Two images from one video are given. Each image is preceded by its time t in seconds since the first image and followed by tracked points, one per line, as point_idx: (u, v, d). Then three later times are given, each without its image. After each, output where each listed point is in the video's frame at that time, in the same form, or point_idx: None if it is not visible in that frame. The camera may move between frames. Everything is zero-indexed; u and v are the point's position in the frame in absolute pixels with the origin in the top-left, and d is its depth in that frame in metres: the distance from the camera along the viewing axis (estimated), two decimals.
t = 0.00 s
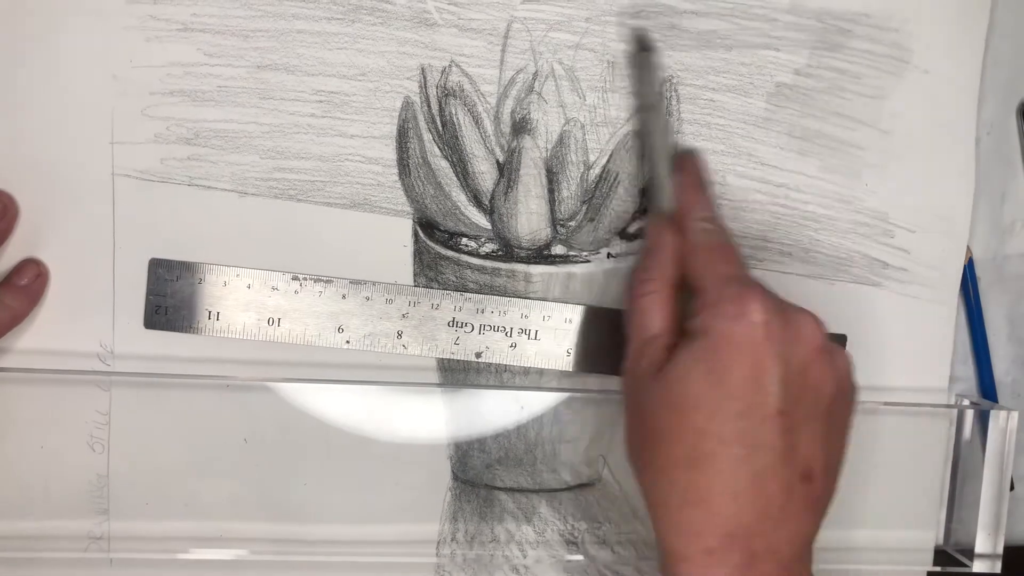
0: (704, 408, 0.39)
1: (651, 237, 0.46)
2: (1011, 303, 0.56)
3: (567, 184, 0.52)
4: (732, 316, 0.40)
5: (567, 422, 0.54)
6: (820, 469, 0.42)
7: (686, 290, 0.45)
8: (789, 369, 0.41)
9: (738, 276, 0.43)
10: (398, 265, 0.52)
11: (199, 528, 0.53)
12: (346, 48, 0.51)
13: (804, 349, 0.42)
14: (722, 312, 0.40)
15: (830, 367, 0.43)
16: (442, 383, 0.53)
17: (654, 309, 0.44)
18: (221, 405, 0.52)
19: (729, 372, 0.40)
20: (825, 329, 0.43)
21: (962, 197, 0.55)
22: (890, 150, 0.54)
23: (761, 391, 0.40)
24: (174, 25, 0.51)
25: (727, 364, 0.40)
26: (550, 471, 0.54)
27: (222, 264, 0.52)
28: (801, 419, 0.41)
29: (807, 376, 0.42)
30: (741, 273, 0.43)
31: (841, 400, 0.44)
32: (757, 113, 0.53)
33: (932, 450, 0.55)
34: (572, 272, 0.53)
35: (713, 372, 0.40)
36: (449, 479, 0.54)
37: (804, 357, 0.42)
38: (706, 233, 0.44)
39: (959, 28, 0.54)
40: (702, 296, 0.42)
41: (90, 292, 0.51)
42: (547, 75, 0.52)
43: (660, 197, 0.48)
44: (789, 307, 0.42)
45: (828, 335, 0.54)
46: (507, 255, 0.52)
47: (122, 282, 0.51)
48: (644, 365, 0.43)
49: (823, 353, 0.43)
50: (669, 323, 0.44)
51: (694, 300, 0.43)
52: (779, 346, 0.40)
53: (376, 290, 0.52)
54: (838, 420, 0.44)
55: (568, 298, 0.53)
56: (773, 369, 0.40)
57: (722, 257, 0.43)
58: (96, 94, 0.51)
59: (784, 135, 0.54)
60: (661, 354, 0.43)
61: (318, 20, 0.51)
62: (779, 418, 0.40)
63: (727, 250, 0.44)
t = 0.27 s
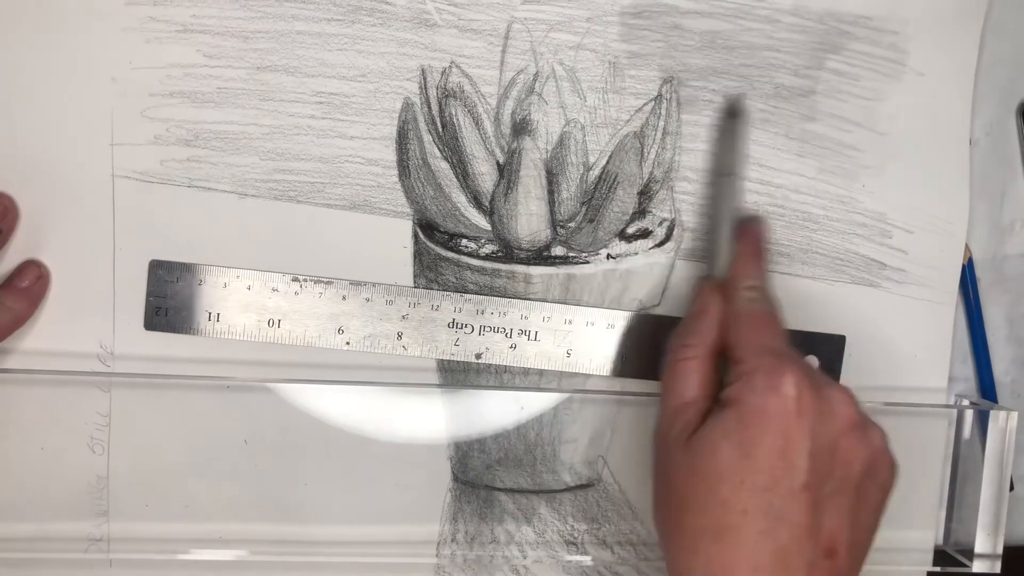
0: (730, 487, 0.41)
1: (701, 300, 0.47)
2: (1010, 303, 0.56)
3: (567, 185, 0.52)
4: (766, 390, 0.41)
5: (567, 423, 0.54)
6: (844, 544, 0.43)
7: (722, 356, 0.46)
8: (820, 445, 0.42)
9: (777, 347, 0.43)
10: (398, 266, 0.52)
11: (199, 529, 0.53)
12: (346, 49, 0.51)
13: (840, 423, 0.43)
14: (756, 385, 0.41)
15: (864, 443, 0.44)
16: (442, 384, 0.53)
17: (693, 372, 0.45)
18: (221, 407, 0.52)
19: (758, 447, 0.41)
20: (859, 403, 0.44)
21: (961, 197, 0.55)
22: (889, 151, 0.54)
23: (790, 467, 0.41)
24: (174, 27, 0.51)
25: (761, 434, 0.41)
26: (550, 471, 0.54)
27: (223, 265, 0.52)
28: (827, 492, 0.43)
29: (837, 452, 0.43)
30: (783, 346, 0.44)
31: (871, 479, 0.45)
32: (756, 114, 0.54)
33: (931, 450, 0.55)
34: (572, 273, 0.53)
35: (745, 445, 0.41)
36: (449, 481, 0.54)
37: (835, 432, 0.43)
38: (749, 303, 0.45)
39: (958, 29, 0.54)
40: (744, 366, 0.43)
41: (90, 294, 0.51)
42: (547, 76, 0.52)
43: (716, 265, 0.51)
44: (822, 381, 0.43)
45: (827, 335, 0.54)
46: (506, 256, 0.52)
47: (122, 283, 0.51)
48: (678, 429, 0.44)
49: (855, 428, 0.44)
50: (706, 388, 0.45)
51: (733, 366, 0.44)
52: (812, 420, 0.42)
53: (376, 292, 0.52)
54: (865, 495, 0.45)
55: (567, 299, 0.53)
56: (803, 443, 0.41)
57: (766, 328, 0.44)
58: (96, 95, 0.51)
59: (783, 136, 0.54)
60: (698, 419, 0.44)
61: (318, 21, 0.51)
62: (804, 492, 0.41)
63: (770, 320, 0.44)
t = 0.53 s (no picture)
0: (746, 563, 0.41)
1: (724, 375, 0.48)
2: (1010, 303, 0.56)
3: (568, 184, 0.52)
4: (786, 471, 0.42)
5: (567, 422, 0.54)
6: None
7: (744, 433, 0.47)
8: (833, 531, 0.43)
9: (799, 430, 0.44)
10: (398, 265, 0.52)
11: (196, 529, 0.52)
12: (347, 47, 0.51)
13: (854, 511, 0.43)
14: (777, 466, 0.42)
15: (876, 532, 0.44)
16: (442, 383, 0.53)
17: (712, 448, 0.46)
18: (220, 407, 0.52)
19: (770, 528, 0.41)
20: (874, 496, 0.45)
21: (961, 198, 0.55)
22: (889, 152, 0.55)
23: (802, 552, 0.41)
24: (174, 23, 0.50)
25: (775, 516, 0.41)
26: (549, 471, 0.54)
27: (222, 263, 0.51)
28: None
29: (851, 541, 0.43)
30: (805, 430, 0.44)
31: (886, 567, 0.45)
32: (758, 114, 0.54)
33: (931, 450, 0.55)
34: (572, 272, 0.53)
35: (759, 526, 0.41)
36: (449, 479, 0.54)
37: (850, 519, 0.43)
38: (775, 383, 0.46)
39: (959, 31, 0.55)
40: (767, 446, 0.43)
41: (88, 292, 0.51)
42: (549, 75, 0.52)
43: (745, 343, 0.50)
44: (840, 466, 0.44)
45: (826, 335, 0.55)
46: (507, 255, 0.52)
47: (121, 281, 0.51)
48: (693, 502, 0.45)
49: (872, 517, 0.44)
50: (725, 466, 0.45)
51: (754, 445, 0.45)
52: (825, 507, 0.42)
53: (376, 291, 0.52)
54: None
55: (568, 299, 0.53)
56: (817, 532, 0.41)
57: (789, 411, 0.45)
58: (95, 93, 0.50)
59: (784, 136, 0.54)
60: (712, 497, 0.44)
61: (320, 18, 0.51)
62: None
63: (794, 402, 0.45)
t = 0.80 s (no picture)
0: None
1: (747, 435, 0.50)
2: (1009, 304, 0.56)
3: (566, 184, 0.52)
4: (791, 537, 0.43)
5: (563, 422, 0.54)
6: None
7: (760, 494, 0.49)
8: None
9: (808, 496, 0.45)
10: (396, 264, 0.52)
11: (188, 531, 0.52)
12: (345, 46, 0.51)
13: None
14: (783, 530, 0.43)
15: None
16: (439, 383, 0.53)
17: (723, 505, 0.48)
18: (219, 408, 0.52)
19: None
20: (887, 575, 0.44)
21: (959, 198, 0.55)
22: (888, 152, 0.54)
23: None
24: (172, 22, 0.50)
25: None
26: (546, 471, 0.54)
27: (219, 263, 0.51)
28: None
29: None
30: (817, 497, 0.45)
31: None
32: (756, 114, 0.53)
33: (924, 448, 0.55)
34: (570, 272, 0.53)
35: None
36: (446, 479, 0.54)
37: None
38: (787, 447, 0.47)
39: (959, 30, 0.54)
40: (772, 511, 0.45)
41: (86, 291, 0.51)
42: (548, 74, 0.52)
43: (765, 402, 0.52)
44: (847, 538, 0.44)
45: (824, 336, 0.55)
46: (505, 255, 0.52)
47: (118, 280, 0.51)
48: (699, 554, 0.47)
49: None
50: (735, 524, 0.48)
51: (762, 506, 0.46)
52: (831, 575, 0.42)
53: (374, 290, 0.52)
54: None
55: (565, 299, 0.53)
56: None
57: (805, 476, 0.46)
58: (93, 92, 0.50)
59: (783, 136, 0.54)
60: (718, 552, 0.46)
61: (318, 17, 0.51)
62: None
63: (804, 465, 0.46)
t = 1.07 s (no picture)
0: None
1: (718, 435, 0.48)
2: (1010, 303, 0.56)
3: (567, 184, 0.52)
4: (774, 540, 0.42)
5: (563, 421, 0.54)
6: None
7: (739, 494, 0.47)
8: None
9: (790, 498, 0.44)
10: (396, 263, 0.52)
11: (191, 529, 0.52)
12: (346, 45, 0.51)
13: None
14: (767, 533, 0.42)
15: None
16: (439, 382, 0.53)
17: (704, 508, 0.46)
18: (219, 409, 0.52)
19: None
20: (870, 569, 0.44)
21: (960, 198, 0.55)
22: (889, 152, 0.54)
23: None
24: (173, 21, 0.50)
25: None
26: (546, 470, 0.54)
27: (221, 261, 0.51)
28: None
29: None
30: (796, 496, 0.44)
31: None
32: (757, 114, 0.53)
33: (925, 446, 0.56)
34: (570, 272, 0.53)
35: None
36: (446, 479, 0.53)
37: None
38: (764, 448, 0.45)
39: (960, 30, 0.54)
40: (755, 512, 0.43)
41: (87, 289, 0.51)
42: (549, 73, 0.52)
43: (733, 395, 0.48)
44: (833, 535, 0.44)
45: (825, 335, 0.54)
46: (505, 255, 0.52)
47: (120, 279, 0.51)
48: (688, 560, 0.46)
49: None
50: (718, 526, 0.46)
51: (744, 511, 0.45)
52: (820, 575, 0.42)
53: (374, 289, 0.52)
54: None
55: (565, 298, 0.53)
56: None
57: (781, 476, 0.44)
58: (94, 91, 0.50)
59: (783, 136, 0.54)
60: (705, 555, 0.46)
61: (318, 16, 0.51)
62: None
63: (782, 465, 0.45)
